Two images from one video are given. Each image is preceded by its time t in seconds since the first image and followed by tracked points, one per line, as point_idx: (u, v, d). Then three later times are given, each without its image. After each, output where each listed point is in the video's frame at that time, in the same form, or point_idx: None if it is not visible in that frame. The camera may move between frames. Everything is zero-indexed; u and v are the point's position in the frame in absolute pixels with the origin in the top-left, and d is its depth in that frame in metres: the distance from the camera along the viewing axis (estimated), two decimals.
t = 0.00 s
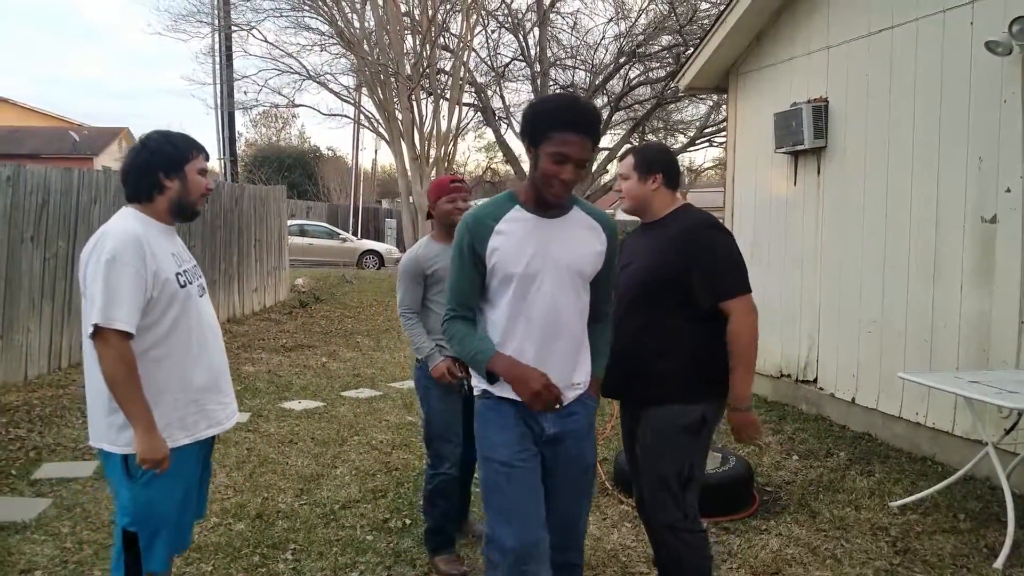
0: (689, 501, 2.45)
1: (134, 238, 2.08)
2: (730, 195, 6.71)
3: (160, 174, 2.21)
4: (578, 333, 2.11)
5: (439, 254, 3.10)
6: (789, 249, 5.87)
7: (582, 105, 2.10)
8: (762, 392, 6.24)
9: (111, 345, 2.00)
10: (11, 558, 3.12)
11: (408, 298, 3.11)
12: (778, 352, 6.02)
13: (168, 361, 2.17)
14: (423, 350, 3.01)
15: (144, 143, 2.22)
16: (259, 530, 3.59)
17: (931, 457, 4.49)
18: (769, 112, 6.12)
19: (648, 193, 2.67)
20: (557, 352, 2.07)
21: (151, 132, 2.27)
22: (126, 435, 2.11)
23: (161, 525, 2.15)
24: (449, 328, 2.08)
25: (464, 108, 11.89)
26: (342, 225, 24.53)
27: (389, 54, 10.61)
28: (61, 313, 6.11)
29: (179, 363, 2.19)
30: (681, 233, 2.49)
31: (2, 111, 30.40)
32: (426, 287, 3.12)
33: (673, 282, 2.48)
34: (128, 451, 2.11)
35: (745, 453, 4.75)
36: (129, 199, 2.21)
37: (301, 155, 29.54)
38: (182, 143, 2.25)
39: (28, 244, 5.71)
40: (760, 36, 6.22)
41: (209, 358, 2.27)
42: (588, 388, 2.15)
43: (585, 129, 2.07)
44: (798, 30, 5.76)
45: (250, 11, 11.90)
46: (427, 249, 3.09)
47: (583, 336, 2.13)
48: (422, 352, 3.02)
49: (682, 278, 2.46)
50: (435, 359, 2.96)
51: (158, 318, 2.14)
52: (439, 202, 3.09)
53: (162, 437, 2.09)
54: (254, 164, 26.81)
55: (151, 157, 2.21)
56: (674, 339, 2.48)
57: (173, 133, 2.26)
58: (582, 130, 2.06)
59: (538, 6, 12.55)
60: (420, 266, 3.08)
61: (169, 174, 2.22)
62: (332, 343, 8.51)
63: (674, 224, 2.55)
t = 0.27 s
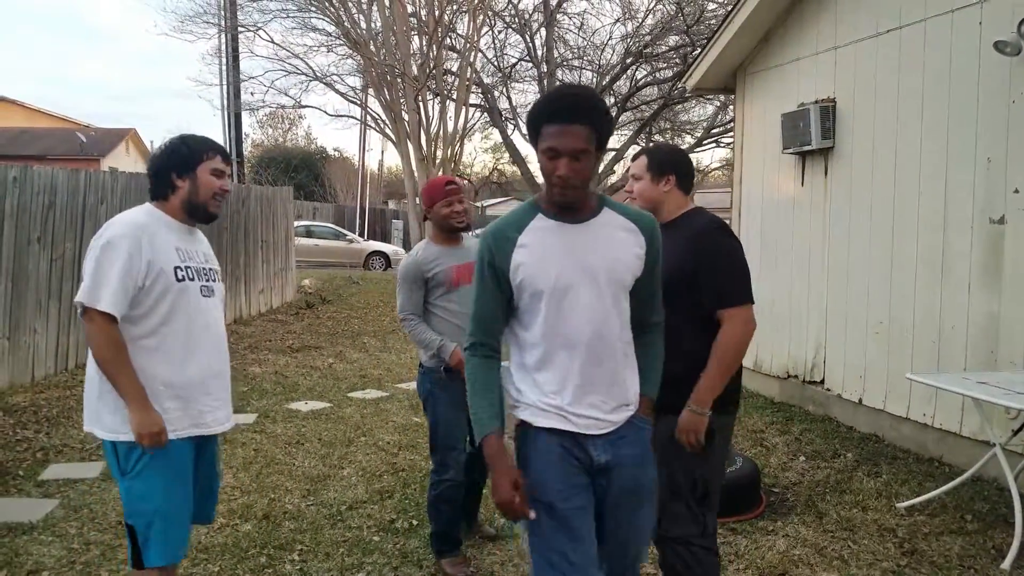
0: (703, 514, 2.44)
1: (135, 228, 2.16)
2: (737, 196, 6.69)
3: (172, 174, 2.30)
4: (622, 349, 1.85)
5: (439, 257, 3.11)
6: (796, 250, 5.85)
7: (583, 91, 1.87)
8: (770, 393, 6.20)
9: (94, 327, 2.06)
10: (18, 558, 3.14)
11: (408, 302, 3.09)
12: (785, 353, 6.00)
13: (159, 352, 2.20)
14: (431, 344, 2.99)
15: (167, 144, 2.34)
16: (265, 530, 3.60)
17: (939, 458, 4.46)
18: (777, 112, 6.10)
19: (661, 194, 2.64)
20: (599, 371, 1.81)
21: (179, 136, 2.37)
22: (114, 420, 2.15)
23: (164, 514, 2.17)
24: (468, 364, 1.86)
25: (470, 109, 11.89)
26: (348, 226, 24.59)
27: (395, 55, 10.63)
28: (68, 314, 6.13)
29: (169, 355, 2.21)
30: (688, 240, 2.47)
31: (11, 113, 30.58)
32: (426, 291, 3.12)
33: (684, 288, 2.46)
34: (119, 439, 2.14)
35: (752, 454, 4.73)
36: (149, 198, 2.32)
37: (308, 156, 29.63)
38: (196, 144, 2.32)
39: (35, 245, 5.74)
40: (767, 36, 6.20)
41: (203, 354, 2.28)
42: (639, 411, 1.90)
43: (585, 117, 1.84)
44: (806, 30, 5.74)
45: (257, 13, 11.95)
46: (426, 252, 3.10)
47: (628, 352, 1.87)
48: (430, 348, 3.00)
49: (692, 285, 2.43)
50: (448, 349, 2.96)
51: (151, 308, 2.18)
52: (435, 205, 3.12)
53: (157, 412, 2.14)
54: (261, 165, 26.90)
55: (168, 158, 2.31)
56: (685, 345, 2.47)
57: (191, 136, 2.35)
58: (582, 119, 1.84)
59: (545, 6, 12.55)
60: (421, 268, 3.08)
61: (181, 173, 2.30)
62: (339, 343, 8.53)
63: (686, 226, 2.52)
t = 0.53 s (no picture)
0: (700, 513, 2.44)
1: (125, 224, 2.19)
2: (739, 193, 6.68)
3: (167, 171, 2.35)
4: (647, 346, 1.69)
5: (437, 254, 3.10)
6: (798, 248, 5.84)
7: (587, 67, 1.76)
8: (771, 391, 6.19)
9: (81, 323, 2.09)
10: (19, 554, 3.14)
11: (408, 300, 3.08)
12: (786, 351, 5.99)
13: (151, 349, 2.21)
14: (435, 335, 2.99)
15: (163, 142, 2.38)
16: (266, 526, 3.60)
17: (940, 456, 4.46)
18: (780, 110, 6.09)
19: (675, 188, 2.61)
20: (614, 369, 1.69)
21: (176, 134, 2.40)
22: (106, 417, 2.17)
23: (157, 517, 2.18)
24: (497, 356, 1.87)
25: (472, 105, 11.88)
26: (350, 223, 24.59)
27: (397, 51, 10.62)
28: (69, 309, 6.14)
29: (161, 353, 2.22)
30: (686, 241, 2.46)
31: (12, 108, 30.60)
32: (425, 288, 3.11)
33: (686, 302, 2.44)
34: (118, 435, 2.16)
35: (753, 451, 4.72)
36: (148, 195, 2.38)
37: (309, 152, 29.63)
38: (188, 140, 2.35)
39: (36, 241, 5.74)
40: (770, 33, 6.18)
41: (193, 349, 2.27)
42: (671, 409, 1.70)
43: (590, 96, 1.72)
44: (809, 27, 5.72)
45: (259, 9, 11.93)
46: (424, 250, 3.09)
47: (658, 350, 1.71)
48: (434, 340, 3.00)
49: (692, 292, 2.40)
50: (454, 331, 2.96)
51: (143, 304, 2.20)
52: (434, 202, 3.11)
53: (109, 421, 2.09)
54: (263, 161, 26.90)
55: (164, 155, 2.36)
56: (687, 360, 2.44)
57: (186, 134, 2.39)
58: (585, 100, 1.72)
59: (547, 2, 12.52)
60: (420, 266, 3.08)
61: (171, 169, 2.34)
62: (341, 340, 8.53)
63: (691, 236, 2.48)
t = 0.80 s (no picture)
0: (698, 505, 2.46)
1: (112, 224, 2.17)
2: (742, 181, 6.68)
3: (146, 162, 2.30)
4: (683, 353, 1.63)
5: (446, 245, 3.11)
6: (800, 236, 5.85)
7: (637, 52, 1.71)
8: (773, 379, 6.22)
9: (83, 332, 2.09)
10: (27, 545, 3.18)
11: (415, 289, 3.10)
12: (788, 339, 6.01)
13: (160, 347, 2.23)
14: (440, 321, 3.00)
15: (136, 131, 2.33)
16: (271, 515, 3.63)
17: (941, 442, 4.48)
18: (782, 97, 6.07)
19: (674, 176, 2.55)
20: (646, 375, 1.68)
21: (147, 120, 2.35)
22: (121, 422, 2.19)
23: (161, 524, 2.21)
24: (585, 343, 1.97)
25: (473, 94, 11.84)
26: (352, 213, 24.57)
27: (398, 40, 10.58)
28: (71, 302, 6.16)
29: (168, 349, 2.24)
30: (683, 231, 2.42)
31: (12, 100, 30.55)
32: (433, 278, 3.13)
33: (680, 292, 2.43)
34: (129, 439, 2.19)
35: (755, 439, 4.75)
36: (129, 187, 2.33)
37: (310, 142, 29.57)
38: (164, 128, 2.31)
39: (37, 233, 5.76)
40: (773, 19, 6.16)
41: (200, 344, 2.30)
42: (699, 432, 1.60)
43: (634, 83, 1.68)
44: (812, 13, 5.69)
45: None
46: (434, 240, 3.11)
47: (700, 359, 1.62)
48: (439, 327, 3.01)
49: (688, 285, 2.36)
50: (460, 315, 2.98)
51: (144, 302, 2.21)
52: (446, 191, 3.11)
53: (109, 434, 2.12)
54: (263, 152, 26.86)
55: (140, 144, 2.30)
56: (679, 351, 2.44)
57: (160, 118, 2.32)
58: (628, 87, 1.69)
59: None
60: (429, 255, 3.09)
61: (152, 160, 2.30)
62: (344, 330, 8.56)
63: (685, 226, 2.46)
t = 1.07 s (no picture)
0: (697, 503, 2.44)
1: (104, 219, 2.12)
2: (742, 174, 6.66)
3: (118, 157, 2.21)
4: (742, 350, 1.59)
5: (458, 236, 3.08)
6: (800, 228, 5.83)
7: (710, 34, 1.64)
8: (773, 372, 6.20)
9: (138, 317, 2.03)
10: (24, 537, 3.16)
11: (425, 279, 3.10)
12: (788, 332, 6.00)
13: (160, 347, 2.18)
14: (446, 315, 3.00)
15: (107, 123, 2.24)
16: (269, 508, 3.62)
17: (940, 435, 4.47)
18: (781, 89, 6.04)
19: (670, 166, 2.47)
20: (712, 369, 1.67)
21: (118, 110, 2.26)
22: (112, 426, 2.14)
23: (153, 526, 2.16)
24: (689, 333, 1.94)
25: (473, 86, 11.79)
26: (351, 205, 24.53)
27: (398, 31, 10.52)
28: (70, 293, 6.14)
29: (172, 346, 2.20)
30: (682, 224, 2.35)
31: (11, 91, 30.44)
32: (444, 269, 3.12)
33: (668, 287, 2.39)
34: (114, 443, 2.14)
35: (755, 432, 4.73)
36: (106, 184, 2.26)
37: (310, 134, 29.48)
38: (137, 120, 2.23)
39: (35, 224, 5.74)
40: (773, 11, 6.11)
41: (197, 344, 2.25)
42: (751, 436, 1.57)
43: (705, 65, 1.61)
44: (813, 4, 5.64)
45: None
46: (446, 230, 3.09)
47: (752, 358, 1.58)
48: (445, 321, 3.02)
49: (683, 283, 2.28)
50: (466, 318, 2.97)
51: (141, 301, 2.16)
52: (463, 182, 3.06)
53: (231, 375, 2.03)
54: (263, 144, 26.79)
55: (112, 139, 2.22)
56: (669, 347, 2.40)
57: (131, 109, 2.24)
58: (699, 70, 1.63)
59: None
60: (439, 247, 3.07)
61: (125, 155, 2.21)
62: (343, 323, 8.54)
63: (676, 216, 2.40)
